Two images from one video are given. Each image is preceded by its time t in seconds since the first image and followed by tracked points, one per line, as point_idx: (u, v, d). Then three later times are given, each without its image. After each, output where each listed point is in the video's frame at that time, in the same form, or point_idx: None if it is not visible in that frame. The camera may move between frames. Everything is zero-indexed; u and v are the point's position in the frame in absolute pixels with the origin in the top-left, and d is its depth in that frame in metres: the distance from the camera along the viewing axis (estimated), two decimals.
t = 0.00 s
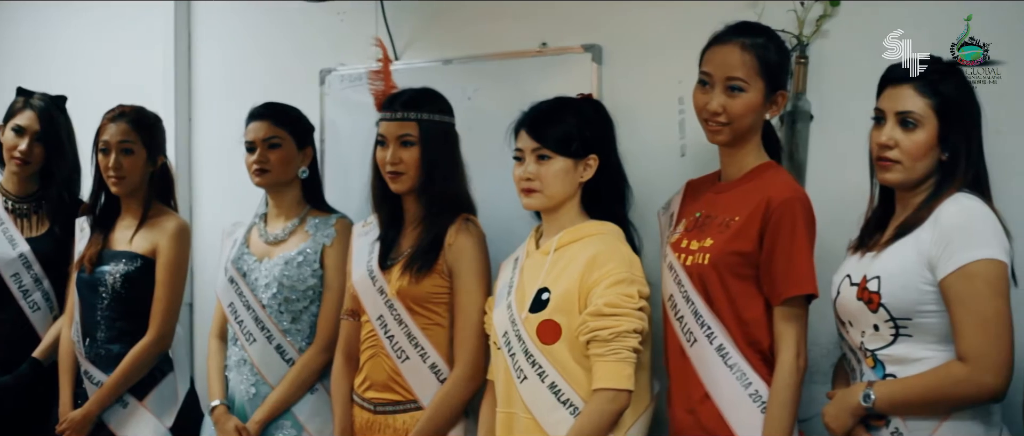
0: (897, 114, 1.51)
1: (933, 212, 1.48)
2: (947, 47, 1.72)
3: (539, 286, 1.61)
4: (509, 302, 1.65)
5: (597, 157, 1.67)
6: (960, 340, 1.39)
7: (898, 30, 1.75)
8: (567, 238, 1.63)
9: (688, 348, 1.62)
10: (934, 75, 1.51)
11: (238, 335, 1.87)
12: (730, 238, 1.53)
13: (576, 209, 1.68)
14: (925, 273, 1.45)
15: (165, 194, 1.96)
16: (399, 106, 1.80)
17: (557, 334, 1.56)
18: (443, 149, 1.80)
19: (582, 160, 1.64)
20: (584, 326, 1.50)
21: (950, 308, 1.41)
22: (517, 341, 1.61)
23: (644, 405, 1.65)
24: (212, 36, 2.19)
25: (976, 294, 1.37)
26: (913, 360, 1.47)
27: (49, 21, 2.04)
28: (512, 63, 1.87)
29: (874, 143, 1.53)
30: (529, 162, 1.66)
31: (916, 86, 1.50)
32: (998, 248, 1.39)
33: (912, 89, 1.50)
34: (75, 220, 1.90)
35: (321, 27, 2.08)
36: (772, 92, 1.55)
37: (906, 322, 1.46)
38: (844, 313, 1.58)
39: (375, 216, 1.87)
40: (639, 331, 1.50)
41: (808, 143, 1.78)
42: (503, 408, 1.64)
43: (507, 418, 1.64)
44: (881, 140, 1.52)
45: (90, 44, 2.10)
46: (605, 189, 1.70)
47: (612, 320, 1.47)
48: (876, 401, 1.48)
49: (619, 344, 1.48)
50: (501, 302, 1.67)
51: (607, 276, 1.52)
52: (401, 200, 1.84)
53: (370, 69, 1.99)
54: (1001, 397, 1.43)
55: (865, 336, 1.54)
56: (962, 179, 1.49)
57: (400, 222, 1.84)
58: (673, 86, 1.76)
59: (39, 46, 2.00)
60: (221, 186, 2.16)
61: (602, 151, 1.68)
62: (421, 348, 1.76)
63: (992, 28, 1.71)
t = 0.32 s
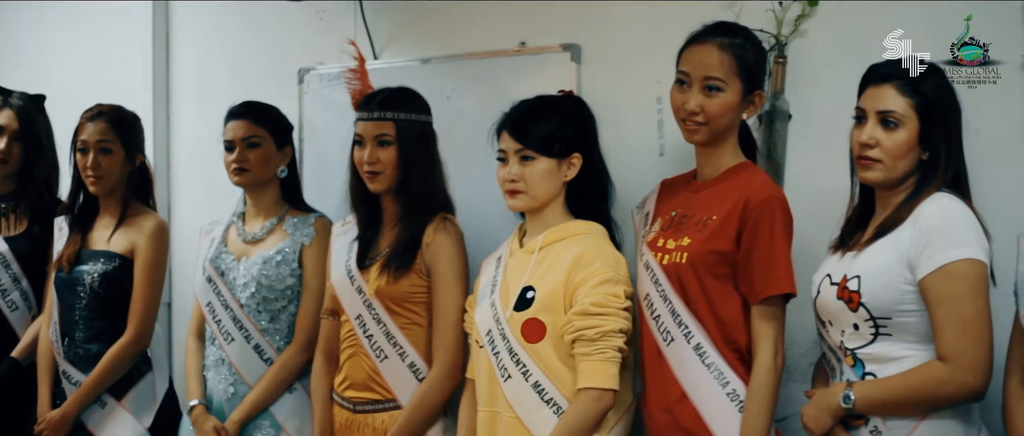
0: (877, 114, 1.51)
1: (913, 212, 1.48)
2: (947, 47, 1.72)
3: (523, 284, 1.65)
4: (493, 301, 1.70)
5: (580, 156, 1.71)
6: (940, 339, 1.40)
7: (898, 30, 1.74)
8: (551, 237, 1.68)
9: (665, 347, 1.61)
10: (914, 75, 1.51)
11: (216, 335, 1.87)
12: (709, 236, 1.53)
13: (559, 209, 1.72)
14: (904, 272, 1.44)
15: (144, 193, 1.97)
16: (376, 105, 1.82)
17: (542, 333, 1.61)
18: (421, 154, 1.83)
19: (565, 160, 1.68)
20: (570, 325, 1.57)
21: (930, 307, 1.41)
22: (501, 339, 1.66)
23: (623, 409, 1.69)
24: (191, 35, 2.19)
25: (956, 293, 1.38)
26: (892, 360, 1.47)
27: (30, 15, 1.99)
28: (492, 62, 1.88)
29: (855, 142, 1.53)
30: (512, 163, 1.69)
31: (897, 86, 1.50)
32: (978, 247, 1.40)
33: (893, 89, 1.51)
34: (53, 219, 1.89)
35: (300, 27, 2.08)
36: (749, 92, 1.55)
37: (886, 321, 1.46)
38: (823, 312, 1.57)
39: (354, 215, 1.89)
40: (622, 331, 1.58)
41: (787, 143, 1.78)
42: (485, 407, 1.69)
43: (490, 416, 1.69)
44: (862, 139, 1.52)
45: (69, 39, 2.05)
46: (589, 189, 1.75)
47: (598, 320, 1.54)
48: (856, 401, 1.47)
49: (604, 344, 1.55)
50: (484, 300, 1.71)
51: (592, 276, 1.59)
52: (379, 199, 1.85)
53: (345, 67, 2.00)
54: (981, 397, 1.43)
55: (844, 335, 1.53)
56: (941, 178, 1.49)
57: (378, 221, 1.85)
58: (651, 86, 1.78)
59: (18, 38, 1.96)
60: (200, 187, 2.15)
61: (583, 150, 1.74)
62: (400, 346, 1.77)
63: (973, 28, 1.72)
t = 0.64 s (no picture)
0: (856, 114, 1.51)
1: (892, 211, 1.48)
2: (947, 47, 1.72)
3: (508, 285, 1.68)
4: (477, 301, 1.73)
5: (564, 156, 1.73)
6: (919, 339, 1.40)
7: (897, 30, 1.74)
8: (536, 237, 1.71)
9: (640, 347, 1.62)
10: (892, 75, 1.51)
11: (193, 335, 1.87)
12: (684, 236, 1.54)
13: (544, 209, 1.74)
14: (883, 272, 1.44)
15: (122, 192, 1.95)
16: (356, 106, 1.82)
17: (526, 334, 1.65)
18: (401, 153, 1.83)
19: (549, 160, 1.70)
20: (553, 326, 1.61)
21: (909, 308, 1.41)
22: (484, 340, 1.69)
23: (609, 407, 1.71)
24: (170, 36, 2.18)
25: (934, 293, 1.38)
26: (871, 360, 1.47)
27: (21, 18, 2.05)
28: (471, 61, 1.89)
29: (833, 142, 1.53)
30: (496, 164, 1.71)
31: (875, 85, 1.50)
32: (956, 247, 1.40)
33: (871, 89, 1.51)
34: (30, 219, 1.90)
35: (279, 27, 2.08)
36: (725, 91, 1.56)
37: (865, 320, 1.46)
38: (802, 312, 1.57)
39: (334, 215, 1.88)
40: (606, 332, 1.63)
41: (765, 143, 1.79)
42: (469, 407, 1.73)
43: (473, 416, 1.73)
44: (840, 140, 1.52)
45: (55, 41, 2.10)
46: (574, 188, 1.77)
47: (581, 321, 1.59)
48: (835, 401, 1.47)
49: (588, 345, 1.60)
50: (469, 300, 1.73)
51: (576, 277, 1.63)
52: (358, 199, 1.86)
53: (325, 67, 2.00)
54: (959, 396, 1.44)
55: (823, 335, 1.53)
56: (919, 178, 1.50)
57: (357, 220, 1.86)
58: (629, 86, 1.80)
59: None
60: (178, 187, 2.14)
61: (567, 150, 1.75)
62: (381, 346, 1.77)
63: (950, 27, 1.73)
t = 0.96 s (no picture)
0: (831, 114, 1.52)
1: (866, 210, 1.49)
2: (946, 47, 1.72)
3: (489, 285, 1.69)
4: (459, 300, 1.74)
5: (546, 156, 1.73)
6: (893, 337, 1.41)
7: (898, 30, 1.74)
8: (517, 238, 1.71)
9: (615, 347, 1.63)
10: (866, 75, 1.51)
11: (172, 335, 1.88)
12: (659, 237, 1.56)
13: (528, 208, 1.74)
14: (856, 269, 1.45)
15: (100, 193, 1.97)
16: (337, 106, 1.83)
17: (506, 335, 1.65)
18: (382, 153, 1.83)
19: (531, 160, 1.71)
20: (532, 326, 1.61)
21: (882, 307, 1.42)
22: (465, 339, 1.70)
23: (588, 411, 1.72)
24: (149, 35, 2.17)
25: (908, 292, 1.39)
26: (846, 358, 1.48)
27: (21, 18, 2.11)
28: (450, 61, 1.90)
29: (808, 143, 1.54)
30: (478, 165, 1.72)
31: (849, 86, 1.51)
32: (930, 246, 1.41)
33: (846, 89, 1.51)
34: (8, 218, 1.93)
35: (259, 27, 2.08)
36: (699, 91, 1.59)
37: (839, 319, 1.47)
38: (777, 310, 1.58)
39: (314, 215, 1.88)
40: (585, 333, 1.64)
41: (744, 144, 1.79)
42: (450, 407, 1.73)
43: (454, 416, 1.73)
44: (815, 140, 1.53)
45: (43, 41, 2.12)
46: (558, 187, 1.77)
47: (561, 322, 1.60)
48: (811, 401, 1.47)
49: (567, 345, 1.61)
50: (452, 299, 1.75)
51: (556, 278, 1.63)
52: (339, 198, 1.85)
53: (306, 67, 2.00)
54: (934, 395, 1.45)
55: (798, 334, 1.54)
56: (894, 178, 1.50)
57: (338, 221, 1.85)
58: (608, 86, 1.81)
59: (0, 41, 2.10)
60: (158, 186, 2.13)
61: (549, 149, 1.75)
62: (362, 346, 1.77)
63: (928, 28, 1.73)
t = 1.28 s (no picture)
0: (808, 115, 1.52)
1: (843, 210, 1.49)
2: (947, 47, 1.72)
3: (469, 285, 1.69)
4: (439, 300, 1.74)
5: (526, 156, 1.73)
6: (868, 336, 1.41)
7: (898, 30, 1.74)
8: (497, 238, 1.71)
9: (593, 347, 1.63)
10: (844, 75, 1.52)
11: (152, 335, 1.87)
12: (639, 236, 1.56)
13: (508, 209, 1.74)
14: (834, 268, 1.45)
15: (79, 192, 1.98)
16: (319, 106, 1.82)
17: (486, 335, 1.65)
18: (363, 153, 1.82)
19: (511, 160, 1.71)
20: (512, 326, 1.61)
21: (858, 307, 1.42)
22: (445, 340, 1.69)
23: (568, 413, 1.73)
24: (127, 35, 2.16)
25: (886, 293, 1.39)
26: (821, 357, 1.48)
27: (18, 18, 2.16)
28: (430, 60, 1.90)
29: (786, 143, 1.54)
30: (457, 165, 1.72)
31: (828, 86, 1.51)
32: (907, 246, 1.41)
33: (824, 89, 1.52)
34: None
35: (239, 26, 2.07)
36: (676, 91, 1.61)
37: (814, 317, 1.47)
38: (753, 308, 1.58)
39: (295, 214, 1.88)
40: (563, 333, 1.65)
41: (724, 144, 1.80)
42: (430, 407, 1.73)
43: (433, 416, 1.73)
44: (793, 140, 1.53)
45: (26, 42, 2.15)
46: (537, 187, 1.77)
47: (540, 322, 1.60)
48: (785, 398, 1.48)
49: (547, 346, 1.61)
50: (432, 298, 1.74)
51: (536, 277, 1.64)
52: (321, 199, 1.85)
53: (287, 66, 1.99)
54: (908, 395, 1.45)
55: (774, 331, 1.54)
56: (872, 178, 1.51)
57: (320, 221, 1.85)
58: (588, 86, 1.81)
59: None
60: (137, 186, 2.13)
61: (530, 149, 1.75)
62: (344, 345, 1.77)
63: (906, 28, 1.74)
